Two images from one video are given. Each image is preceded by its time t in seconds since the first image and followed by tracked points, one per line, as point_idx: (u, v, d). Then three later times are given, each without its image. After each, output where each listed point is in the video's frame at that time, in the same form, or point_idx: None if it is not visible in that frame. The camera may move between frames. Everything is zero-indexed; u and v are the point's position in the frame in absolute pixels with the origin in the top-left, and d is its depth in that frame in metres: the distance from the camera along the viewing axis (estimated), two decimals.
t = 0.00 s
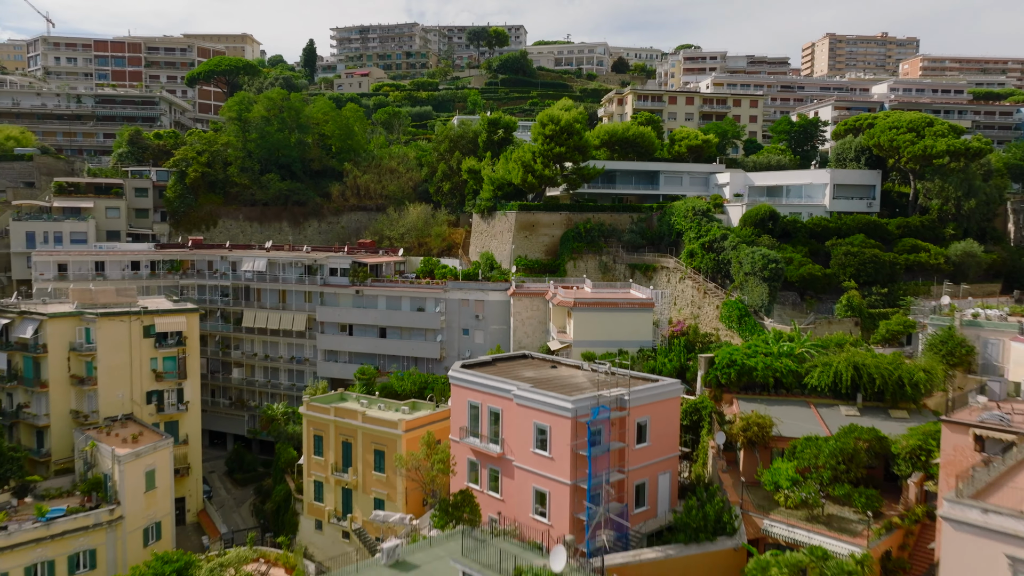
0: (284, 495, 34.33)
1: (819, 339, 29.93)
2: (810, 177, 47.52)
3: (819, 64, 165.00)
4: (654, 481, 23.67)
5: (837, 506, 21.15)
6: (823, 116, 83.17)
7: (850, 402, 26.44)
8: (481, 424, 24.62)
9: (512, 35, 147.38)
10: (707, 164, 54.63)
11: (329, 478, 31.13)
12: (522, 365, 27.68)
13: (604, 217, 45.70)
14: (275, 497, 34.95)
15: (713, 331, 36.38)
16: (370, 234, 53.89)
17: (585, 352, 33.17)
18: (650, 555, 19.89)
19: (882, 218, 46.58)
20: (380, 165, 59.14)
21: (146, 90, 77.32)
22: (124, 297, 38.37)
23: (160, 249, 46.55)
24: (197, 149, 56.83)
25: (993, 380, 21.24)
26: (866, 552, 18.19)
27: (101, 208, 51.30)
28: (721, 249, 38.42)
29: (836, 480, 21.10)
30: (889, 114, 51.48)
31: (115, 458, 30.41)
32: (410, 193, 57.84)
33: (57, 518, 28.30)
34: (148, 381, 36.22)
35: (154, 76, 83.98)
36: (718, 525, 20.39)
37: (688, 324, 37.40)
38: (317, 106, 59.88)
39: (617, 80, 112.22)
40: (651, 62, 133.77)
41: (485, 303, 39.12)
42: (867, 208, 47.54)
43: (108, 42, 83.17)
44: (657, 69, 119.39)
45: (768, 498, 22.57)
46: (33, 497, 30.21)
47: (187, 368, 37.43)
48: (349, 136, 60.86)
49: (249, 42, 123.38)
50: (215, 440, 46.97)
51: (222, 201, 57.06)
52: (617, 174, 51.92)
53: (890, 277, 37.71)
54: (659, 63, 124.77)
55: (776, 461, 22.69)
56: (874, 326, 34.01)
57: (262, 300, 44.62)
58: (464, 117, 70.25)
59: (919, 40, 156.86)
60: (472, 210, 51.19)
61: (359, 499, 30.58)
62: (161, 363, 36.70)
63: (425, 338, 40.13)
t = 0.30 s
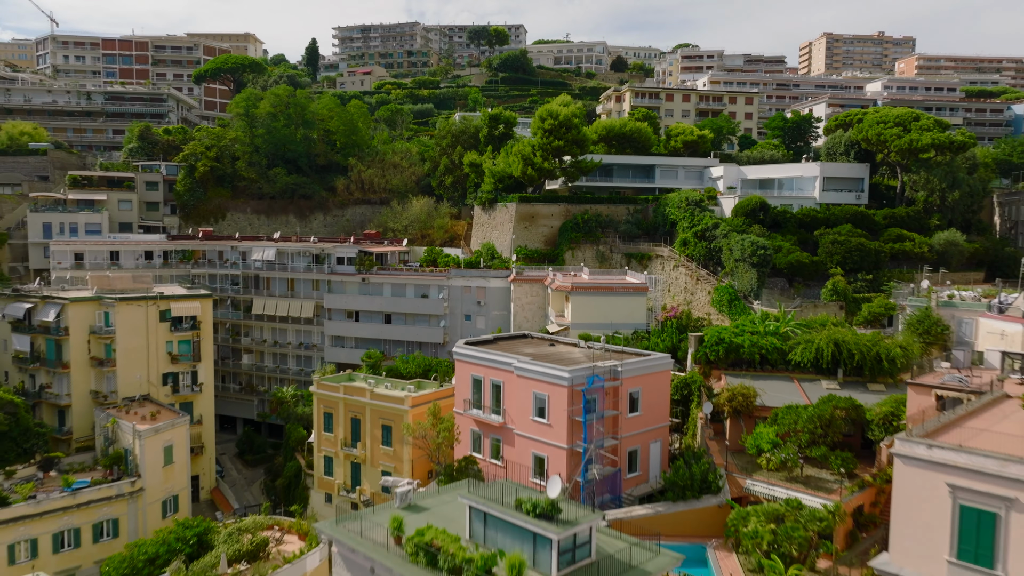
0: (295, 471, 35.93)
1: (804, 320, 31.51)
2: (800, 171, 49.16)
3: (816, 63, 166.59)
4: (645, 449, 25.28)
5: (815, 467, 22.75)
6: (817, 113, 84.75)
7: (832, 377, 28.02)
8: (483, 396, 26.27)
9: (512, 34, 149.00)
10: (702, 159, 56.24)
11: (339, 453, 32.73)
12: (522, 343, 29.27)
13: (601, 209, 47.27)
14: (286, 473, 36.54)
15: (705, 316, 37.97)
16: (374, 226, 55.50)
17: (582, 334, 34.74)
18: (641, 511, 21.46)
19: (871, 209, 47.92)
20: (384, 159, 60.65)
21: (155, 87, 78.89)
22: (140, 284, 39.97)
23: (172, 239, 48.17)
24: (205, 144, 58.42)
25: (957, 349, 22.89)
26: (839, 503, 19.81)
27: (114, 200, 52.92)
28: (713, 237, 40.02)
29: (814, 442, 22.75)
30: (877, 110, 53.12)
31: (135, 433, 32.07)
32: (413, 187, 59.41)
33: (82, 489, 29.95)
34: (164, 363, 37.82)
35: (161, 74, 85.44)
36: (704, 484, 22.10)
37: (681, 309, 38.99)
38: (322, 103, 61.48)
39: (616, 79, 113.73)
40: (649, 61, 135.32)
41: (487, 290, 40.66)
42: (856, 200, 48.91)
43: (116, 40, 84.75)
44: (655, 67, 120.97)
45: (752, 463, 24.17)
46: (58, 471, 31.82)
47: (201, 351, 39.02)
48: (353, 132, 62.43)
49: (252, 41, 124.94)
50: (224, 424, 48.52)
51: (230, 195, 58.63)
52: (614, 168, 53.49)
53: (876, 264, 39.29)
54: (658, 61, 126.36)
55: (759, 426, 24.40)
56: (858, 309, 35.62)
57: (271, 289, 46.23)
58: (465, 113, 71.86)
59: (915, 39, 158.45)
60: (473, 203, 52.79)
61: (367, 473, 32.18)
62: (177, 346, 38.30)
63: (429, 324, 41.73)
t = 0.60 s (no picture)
0: (305, 449, 37.54)
1: (791, 302, 33.09)
2: (792, 164, 50.80)
3: (813, 62, 168.26)
4: (638, 419, 26.87)
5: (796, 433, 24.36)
6: (812, 110, 86.34)
7: (816, 354, 29.57)
8: (486, 370, 27.86)
9: (512, 33, 150.62)
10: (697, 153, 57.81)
11: (348, 429, 34.34)
12: (522, 322, 30.82)
13: (598, 200, 48.82)
14: (296, 451, 38.12)
15: (697, 302, 39.60)
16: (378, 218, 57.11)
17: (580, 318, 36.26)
18: (632, 472, 23.02)
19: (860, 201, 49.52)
20: (387, 154, 62.17)
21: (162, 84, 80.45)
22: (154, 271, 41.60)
23: (184, 230, 49.81)
24: (214, 139, 60.02)
25: (928, 322, 24.51)
26: (816, 461, 21.39)
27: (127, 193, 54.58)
28: (706, 226, 41.63)
29: (795, 409, 24.37)
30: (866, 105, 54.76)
31: (154, 410, 33.71)
32: (416, 180, 60.99)
33: (105, 462, 31.56)
34: (178, 346, 39.45)
35: (167, 72, 86.88)
36: (692, 448, 23.76)
37: (675, 295, 40.61)
38: (327, 99, 63.09)
39: (615, 77, 115.23)
40: (648, 60, 136.88)
41: (489, 277, 42.27)
42: (845, 192, 50.61)
43: (123, 38, 86.33)
44: (654, 66, 122.62)
45: (738, 431, 25.80)
46: (81, 446, 33.41)
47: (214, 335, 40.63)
48: (357, 127, 64.02)
49: (255, 40, 126.51)
50: (234, 409, 50.05)
51: (237, 188, 60.22)
52: (612, 162, 55.02)
53: (862, 252, 40.89)
54: (656, 60, 127.96)
55: (745, 395, 26.03)
56: (844, 294, 37.26)
57: (280, 278, 47.84)
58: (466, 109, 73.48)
59: (911, 39, 160.11)
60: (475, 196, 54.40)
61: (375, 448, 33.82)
62: (191, 330, 39.94)
63: (433, 310, 43.32)
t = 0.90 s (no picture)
0: (314, 428, 39.14)
1: (778, 285, 34.70)
2: (783, 157, 52.55)
3: (811, 60, 169.71)
4: (632, 393, 28.44)
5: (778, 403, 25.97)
6: (806, 107, 87.91)
7: (801, 333, 31.18)
8: (488, 348, 29.47)
9: (512, 32, 152.25)
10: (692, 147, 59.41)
11: (356, 408, 35.96)
12: (522, 304, 32.40)
13: (596, 192, 50.39)
14: (306, 432, 39.69)
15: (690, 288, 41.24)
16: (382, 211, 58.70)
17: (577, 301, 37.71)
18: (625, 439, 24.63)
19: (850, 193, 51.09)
20: (390, 149, 63.72)
21: (170, 81, 81.98)
22: (168, 260, 43.19)
23: (194, 222, 51.48)
24: (221, 135, 61.63)
25: (903, 298, 26.08)
26: (794, 425, 23.15)
27: (138, 186, 56.26)
28: (699, 216, 43.26)
29: (778, 379, 25.96)
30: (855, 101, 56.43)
31: (172, 389, 35.29)
32: (419, 174, 62.54)
33: (126, 438, 33.10)
34: (192, 331, 41.13)
35: (173, 70, 88.22)
36: (681, 417, 25.43)
37: (669, 283, 42.19)
38: (331, 96, 64.69)
39: (614, 75, 116.63)
40: (647, 58, 138.38)
41: (490, 265, 43.81)
42: (836, 184, 52.39)
43: (130, 37, 87.98)
44: (652, 64, 124.19)
45: (725, 403, 27.44)
46: (101, 424, 35.00)
47: (226, 320, 42.27)
48: (361, 123, 65.63)
49: (258, 39, 128.16)
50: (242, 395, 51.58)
51: (245, 181, 61.80)
52: (609, 156, 56.36)
53: (849, 240, 42.53)
54: (654, 58, 129.46)
55: (732, 369, 27.66)
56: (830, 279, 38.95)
57: (288, 267, 49.46)
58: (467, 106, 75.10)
59: (907, 37, 161.61)
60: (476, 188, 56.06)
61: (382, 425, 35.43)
62: (204, 316, 41.59)
63: (436, 298, 44.95)
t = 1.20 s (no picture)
0: (322, 410, 40.75)
1: (768, 270, 36.24)
2: (776, 151, 54.25)
3: (808, 60, 171.19)
4: (626, 370, 30.05)
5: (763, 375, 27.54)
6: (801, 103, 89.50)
7: (787, 314, 32.76)
8: (490, 327, 31.04)
9: (512, 31, 153.83)
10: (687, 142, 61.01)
11: (363, 388, 37.52)
12: (522, 287, 33.97)
13: (594, 185, 52.00)
14: (314, 413, 41.28)
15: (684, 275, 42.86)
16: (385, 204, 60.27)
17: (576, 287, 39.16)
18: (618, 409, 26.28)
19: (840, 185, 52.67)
20: (394, 144, 65.33)
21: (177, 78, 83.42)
22: (181, 249, 44.79)
23: (204, 214, 53.11)
24: (229, 130, 63.22)
25: (881, 278, 27.60)
26: (776, 393, 24.70)
27: (149, 180, 57.94)
28: (693, 206, 44.86)
29: (764, 353, 27.39)
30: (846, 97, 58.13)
31: (187, 370, 36.92)
32: (421, 169, 64.12)
33: (144, 416, 34.67)
34: (204, 317, 42.72)
35: (180, 68, 89.82)
36: (671, 390, 27.11)
37: (664, 271, 43.75)
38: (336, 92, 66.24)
39: (613, 73, 118.21)
40: (646, 57, 140.00)
41: (491, 254, 45.27)
42: (827, 177, 53.90)
43: (138, 35, 89.64)
44: (650, 63, 125.84)
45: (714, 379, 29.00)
46: (119, 404, 36.59)
47: (237, 307, 43.83)
48: (365, 119, 67.25)
49: (261, 39, 129.81)
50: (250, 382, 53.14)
51: (252, 175, 63.64)
52: (607, 150, 58.12)
53: (837, 230, 44.14)
54: (652, 57, 131.07)
55: (722, 344, 29.18)
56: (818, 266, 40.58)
57: (296, 257, 51.07)
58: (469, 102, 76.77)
59: (904, 37, 163.12)
60: (477, 182, 57.65)
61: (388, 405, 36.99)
62: (216, 302, 43.19)
63: (439, 286, 46.41)
